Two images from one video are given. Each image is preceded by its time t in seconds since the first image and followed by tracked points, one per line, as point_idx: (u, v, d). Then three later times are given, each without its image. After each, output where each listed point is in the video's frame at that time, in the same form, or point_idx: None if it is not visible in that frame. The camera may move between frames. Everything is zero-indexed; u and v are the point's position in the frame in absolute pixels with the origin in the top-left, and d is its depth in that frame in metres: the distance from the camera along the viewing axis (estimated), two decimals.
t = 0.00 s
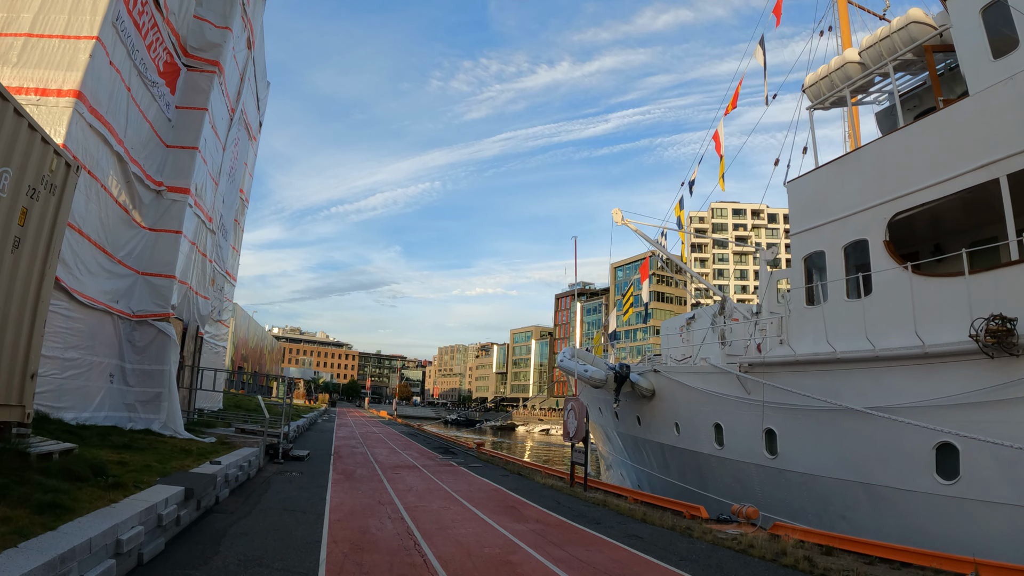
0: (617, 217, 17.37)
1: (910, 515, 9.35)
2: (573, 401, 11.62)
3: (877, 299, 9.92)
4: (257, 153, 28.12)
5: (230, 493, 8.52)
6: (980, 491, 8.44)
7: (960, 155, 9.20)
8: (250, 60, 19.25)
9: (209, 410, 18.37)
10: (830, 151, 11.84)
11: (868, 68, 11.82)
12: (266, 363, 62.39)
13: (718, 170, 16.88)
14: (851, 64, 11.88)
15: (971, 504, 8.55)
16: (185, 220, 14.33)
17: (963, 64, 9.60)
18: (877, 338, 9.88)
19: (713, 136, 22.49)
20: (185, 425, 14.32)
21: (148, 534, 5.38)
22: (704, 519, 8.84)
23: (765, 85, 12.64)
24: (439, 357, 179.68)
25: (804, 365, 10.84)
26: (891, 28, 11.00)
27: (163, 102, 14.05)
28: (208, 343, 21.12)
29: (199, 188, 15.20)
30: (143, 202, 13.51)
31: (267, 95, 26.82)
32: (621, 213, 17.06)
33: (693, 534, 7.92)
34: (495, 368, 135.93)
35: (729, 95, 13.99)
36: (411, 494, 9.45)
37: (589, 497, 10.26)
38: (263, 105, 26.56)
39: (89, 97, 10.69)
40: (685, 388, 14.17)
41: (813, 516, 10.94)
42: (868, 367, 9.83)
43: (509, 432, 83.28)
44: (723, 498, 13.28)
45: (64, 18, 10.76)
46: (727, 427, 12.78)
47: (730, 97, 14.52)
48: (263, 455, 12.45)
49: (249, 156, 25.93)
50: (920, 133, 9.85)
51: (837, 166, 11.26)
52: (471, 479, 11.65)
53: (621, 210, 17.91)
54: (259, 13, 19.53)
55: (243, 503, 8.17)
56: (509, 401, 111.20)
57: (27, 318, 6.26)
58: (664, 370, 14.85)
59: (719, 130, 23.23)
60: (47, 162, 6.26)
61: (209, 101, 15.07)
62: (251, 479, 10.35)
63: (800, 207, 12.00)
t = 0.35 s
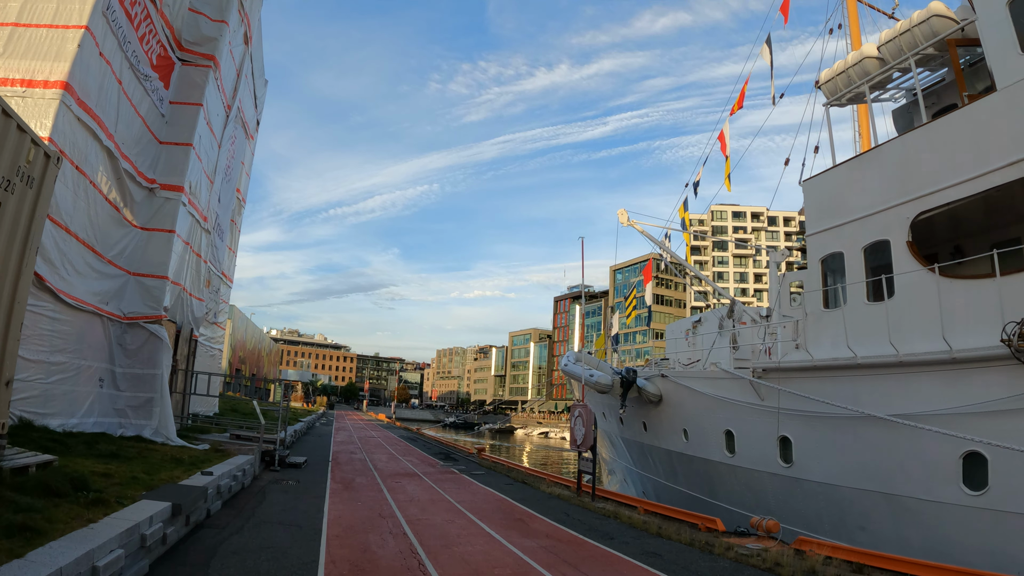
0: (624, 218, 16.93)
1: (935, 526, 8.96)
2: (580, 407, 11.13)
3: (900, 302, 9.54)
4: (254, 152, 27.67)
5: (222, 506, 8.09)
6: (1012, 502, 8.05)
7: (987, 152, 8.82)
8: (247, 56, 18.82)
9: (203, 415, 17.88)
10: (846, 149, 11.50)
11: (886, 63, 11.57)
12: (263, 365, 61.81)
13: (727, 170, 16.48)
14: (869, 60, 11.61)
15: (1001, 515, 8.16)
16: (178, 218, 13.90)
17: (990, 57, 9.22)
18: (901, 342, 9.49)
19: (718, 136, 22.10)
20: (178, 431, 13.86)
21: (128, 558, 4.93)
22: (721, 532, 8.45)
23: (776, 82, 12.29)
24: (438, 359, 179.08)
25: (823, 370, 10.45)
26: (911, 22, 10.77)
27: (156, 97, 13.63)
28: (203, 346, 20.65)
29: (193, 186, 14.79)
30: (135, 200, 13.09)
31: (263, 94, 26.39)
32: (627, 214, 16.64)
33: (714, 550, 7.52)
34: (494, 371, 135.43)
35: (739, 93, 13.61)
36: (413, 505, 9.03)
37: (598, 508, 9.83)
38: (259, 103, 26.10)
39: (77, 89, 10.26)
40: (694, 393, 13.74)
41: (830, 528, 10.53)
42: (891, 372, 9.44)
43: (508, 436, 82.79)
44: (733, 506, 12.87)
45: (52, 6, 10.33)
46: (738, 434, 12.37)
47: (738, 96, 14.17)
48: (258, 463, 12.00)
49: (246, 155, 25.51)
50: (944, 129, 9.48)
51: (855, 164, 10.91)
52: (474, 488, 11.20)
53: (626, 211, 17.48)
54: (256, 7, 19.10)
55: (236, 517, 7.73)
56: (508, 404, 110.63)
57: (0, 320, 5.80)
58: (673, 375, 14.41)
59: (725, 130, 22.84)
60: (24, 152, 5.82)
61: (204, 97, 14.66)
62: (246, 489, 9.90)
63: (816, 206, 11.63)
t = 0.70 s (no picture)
0: (629, 214, 16.50)
1: (961, 533, 8.54)
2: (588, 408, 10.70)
3: (925, 297, 9.16)
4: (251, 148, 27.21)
5: (211, 511, 7.65)
6: None
7: (1017, 141, 8.42)
8: (244, 47, 18.40)
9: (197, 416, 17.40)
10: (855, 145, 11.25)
11: (905, 51, 11.33)
12: (261, 366, 61.20)
13: (734, 166, 16.09)
14: (888, 48, 11.38)
15: None
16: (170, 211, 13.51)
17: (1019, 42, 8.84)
18: (926, 340, 9.10)
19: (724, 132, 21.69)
20: (169, 433, 13.39)
21: (102, 572, 4.51)
22: (740, 540, 8.07)
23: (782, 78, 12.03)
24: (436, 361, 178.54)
25: (842, 370, 10.05)
26: (932, 9, 10.55)
27: (149, 86, 13.21)
28: (197, 345, 20.18)
29: (187, 178, 14.38)
30: (126, 192, 12.66)
31: (260, 89, 25.95)
32: (633, 210, 16.22)
33: (736, 561, 7.12)
34: (492, 372, 134.92)
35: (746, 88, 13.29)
36: (413, 511, 8.60)
37: (608, 514, 9.39)
38: (257, 98, 25.68)
39: (65, 73, 9.83)
40: (703, 394, 13.30)
41: (848, 535, 10.09)
42: (915, 371, 9.04)
43: (506, 437, 82.21)
44: (743, 511, 12.44)
45: None
46: (750, 436, 11.94)
47: (747, 89, 13.84)
48: (252, 465, 11.55)
49: (243, 150, 25.08)
50: (971, 117, 9.09)
51: (877, 155, 10.57)
52: (476, 492, 10.75)
53: (632, 207, 17.06)
54: None
55: (226, 523, 7.29)
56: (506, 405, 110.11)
57: None
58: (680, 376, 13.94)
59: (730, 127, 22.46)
60: None
61: (198, 86, 14.23)
62: (238, 493, 9.44)
63: (834, 199, 11.28)
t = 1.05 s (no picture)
0: (635, 210, 16.08)
1: (989, 541, 8.13)
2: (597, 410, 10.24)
3: (952, 294, 8.79)
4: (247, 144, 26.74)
5: (200, 520, 7.21)
6: None
7: None
8: (239, 37, 17.93)
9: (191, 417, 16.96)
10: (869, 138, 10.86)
11: (926, 38, 10.99)
12: (258, 365, 60.71)
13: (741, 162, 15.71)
14: (907, 36, 11.07)
15: None
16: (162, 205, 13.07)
17: None
18: (953, 338, 8.71)
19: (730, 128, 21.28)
20: (160, 435, 12.95)
21: None
22: (760, 550, 7.67)
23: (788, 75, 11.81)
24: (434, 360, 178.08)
25: (862, 369, 9.66)
26: None
27: (140, 75, 12.76)
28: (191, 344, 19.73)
29: (180, 171, 13.94)
30: (116, 184, 12.22)
31: (257, 84, 25.47)
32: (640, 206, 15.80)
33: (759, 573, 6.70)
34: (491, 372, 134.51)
35: (752, 83, 13.00)
36: (413, 518, 8.17)
37: (618, 520, 8.97)
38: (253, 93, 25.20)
39: (49, 57, 9.36)
40: (712, 395, 12.85)
41: (868, 541, 9.68)
42: (941, 371, 8.64)
43: (505, 437, 81.76)
44: (755, 515, 12.03)
45: None
46: (763, 438, 11.53)
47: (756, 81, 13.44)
48: (246, 469, 11.11)
49: (239, 145, 24.63)
50: (999, 105, 8.67)
51: (897, 146, 10.18)
52: (479, 497, 10.32)
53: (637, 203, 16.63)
54: None
55: (215, 534, 6.85)
56: (505, 405, 109.70)
57: None
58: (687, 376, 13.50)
59: (736, 123, 22.03)
60: None
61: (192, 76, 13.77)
62: (230, 499, 8.99)
63: (852, 192, 10.90)
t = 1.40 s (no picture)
0: (643, 204, 15.65)
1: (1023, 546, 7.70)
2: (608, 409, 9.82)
3: (983, 286, 8.38)
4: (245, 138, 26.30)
5: (191, 524, 6.77)
6: None
7: None
8: (237, 25, 17.49)
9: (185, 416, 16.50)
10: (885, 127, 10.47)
11: (949, 23, 10.58)
12: (257, 364, 60.29)
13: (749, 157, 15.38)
14: (930, 21, 10.69)
15: None
16: (156, 195, 12.64)
17: None
18: (984, 332, 8.30)
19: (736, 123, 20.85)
20: (152, 435, 12.49)
21: None
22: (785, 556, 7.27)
23: (796, 72, 11.84)
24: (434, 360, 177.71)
25: (886, 366, 9.25)
26: None
27: (134, 60, 12.34)
28: (186, 341, 19.28)
29: (174, 161, 13.51)
30: (108, 173, 11.79)
31: (255, 77, 25.02)
32: (648, 200, 15.39)
33: None
34: (490, 372, 134.10)
35: (762, 74, 12.67)
36: (417, 523, 7.74)
37: (632, 524, 8.54)
38: (251, 86, 24.76)
39: (36, 36, 8.92)
40: (724, 393, 12.41)
41: (890, 545, 9.26)
42: (972, 367, 8.23)
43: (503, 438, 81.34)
44: (768, 518, 11.58)
45: None
46: (778, 437, 11.10)
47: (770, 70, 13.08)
48: (241, 470, 10.65)
49: (237, 139, 24.20)
50: None
51: (921, 134, 9.77)
52: (484, 500, 9.88)
53: (645, 197, 16.21)
54: None
55: (207, 540, 6.41)
56: (505, 405, 109.27)
57: None
58: (698, 375, 13.05)
59: (742, 118, 21.60)
60: None
61: (188, 63, 13.34)
62: (224, 502, 8.54)
63: (874, 182, 10.51)
